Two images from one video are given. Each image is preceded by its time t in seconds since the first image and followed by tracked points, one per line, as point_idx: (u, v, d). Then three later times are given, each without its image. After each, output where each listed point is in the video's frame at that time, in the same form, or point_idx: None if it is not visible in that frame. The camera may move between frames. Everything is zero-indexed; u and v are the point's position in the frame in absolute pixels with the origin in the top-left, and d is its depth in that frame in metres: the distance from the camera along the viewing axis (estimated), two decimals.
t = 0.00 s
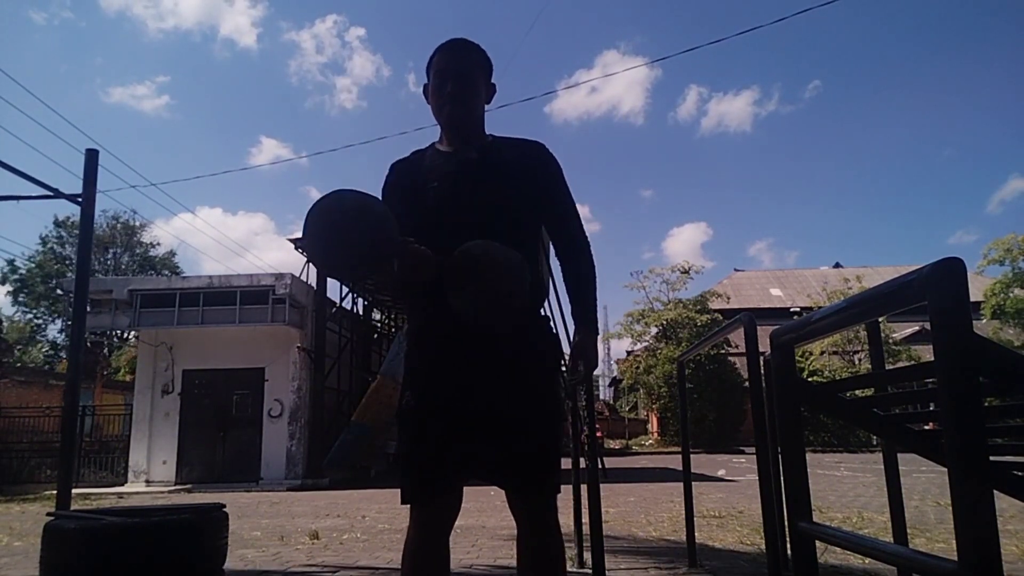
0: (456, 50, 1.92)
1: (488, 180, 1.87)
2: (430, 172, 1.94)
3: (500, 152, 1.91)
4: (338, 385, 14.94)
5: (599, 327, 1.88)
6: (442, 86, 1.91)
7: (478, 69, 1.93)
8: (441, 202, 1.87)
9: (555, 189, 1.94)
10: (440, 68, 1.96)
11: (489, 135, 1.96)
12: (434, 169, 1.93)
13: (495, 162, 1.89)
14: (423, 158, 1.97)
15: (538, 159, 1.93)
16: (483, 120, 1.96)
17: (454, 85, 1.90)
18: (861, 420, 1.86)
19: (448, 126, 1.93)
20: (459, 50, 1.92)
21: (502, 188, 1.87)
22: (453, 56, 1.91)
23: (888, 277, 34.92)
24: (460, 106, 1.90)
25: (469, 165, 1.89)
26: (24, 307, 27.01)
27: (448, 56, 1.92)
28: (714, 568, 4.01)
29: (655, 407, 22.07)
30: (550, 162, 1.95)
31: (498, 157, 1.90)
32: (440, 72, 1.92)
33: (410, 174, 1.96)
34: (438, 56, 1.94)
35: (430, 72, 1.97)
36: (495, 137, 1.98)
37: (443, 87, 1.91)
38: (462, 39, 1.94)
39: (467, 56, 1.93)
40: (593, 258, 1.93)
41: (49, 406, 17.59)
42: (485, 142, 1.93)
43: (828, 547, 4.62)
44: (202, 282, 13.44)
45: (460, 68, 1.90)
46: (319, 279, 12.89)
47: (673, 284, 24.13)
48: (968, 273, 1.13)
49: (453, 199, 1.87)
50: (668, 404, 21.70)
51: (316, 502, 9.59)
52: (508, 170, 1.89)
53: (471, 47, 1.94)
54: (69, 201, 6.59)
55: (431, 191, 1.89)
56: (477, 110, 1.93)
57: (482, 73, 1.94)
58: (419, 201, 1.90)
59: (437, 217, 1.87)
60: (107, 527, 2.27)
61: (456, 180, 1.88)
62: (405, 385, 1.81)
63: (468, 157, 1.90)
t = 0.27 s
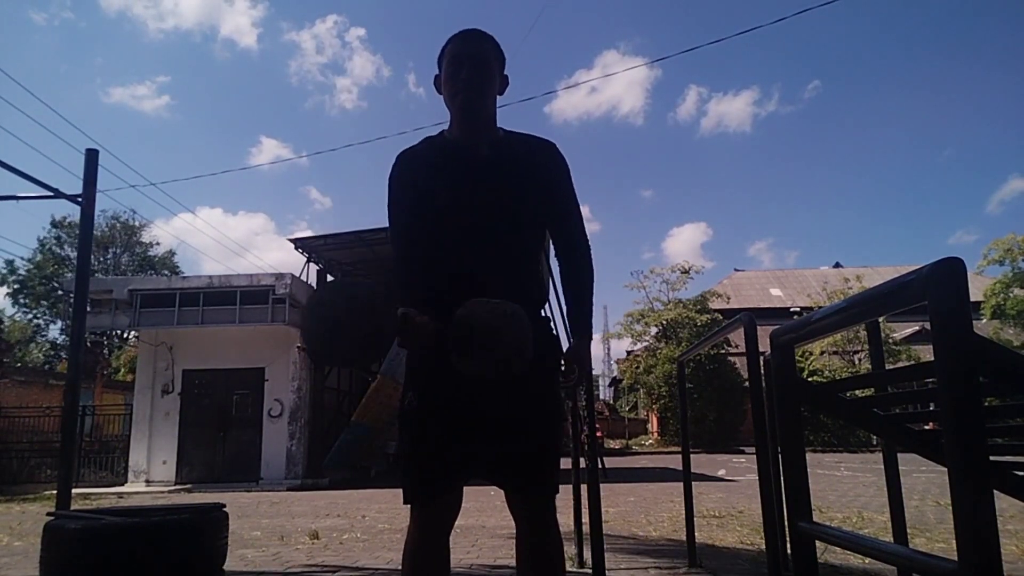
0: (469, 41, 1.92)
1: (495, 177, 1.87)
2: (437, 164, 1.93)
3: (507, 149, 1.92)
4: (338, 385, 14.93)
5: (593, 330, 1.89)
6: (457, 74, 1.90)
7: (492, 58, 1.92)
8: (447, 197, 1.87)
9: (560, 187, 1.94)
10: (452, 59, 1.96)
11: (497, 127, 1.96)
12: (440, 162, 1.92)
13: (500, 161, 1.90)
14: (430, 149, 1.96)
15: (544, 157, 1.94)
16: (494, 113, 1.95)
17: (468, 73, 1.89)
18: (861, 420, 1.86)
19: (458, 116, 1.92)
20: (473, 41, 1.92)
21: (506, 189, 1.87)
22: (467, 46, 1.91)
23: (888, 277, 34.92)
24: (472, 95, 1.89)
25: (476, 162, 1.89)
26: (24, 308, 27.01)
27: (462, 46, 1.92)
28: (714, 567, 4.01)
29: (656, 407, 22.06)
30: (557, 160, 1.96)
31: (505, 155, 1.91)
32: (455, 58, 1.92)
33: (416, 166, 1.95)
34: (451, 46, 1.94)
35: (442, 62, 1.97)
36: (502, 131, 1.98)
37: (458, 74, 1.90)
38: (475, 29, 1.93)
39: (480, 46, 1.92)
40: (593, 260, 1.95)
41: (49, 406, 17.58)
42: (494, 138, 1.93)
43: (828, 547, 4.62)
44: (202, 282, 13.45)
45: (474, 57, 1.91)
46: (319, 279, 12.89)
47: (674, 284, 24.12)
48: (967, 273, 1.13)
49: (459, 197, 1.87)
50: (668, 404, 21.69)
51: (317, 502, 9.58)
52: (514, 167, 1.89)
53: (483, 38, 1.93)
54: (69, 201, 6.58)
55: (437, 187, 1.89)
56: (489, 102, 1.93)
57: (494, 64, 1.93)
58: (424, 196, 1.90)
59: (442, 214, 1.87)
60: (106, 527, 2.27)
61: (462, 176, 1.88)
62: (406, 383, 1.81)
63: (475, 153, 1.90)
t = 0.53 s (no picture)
0: (481, 34, 1.85)
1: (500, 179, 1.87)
2: (442, 160, 1.92)
3: (514, 151, 1.92)
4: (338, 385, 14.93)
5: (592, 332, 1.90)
6: (469, 65, 1.85)
7: (504, 51, 1.86)
8: (454, 194, 1.86)
9: (563, 190, 1.95)
10: (462, 51, 1.89)
11: (505, 125, 1.94)
12: (445, 159, 1.91)
13: (506, 162, 1.89)
14: (437, 146, 1.94)
15: (549, 160, 1.94)
16: (502, 110, 1.92)
17: (481, 65, 1.83)
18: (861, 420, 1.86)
19: (468, 110, 1.88)
20: (484, 32, 1.86)
21: (510, 191, 1.87)
22: (478, 39, 1.84)
23: (888, 277, 34.91)
24: (483, 90, 1.84)
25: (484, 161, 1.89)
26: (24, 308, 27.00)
27: (473, 38, 1.86)
28: (714, 567, 4.01)
29: (656, 407, 22.06)
30: (563, 163, 1.97)
31: (510, 157, 1.90)
32: (465, 52, 1.85)
33: (422, 162, 1.93)
34: (462, 37, 1.88)
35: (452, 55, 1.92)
36: (510, 129, 1.97)
37: (470, 66, 1.84)
38: (487, 22, 1.88)
39: (491, 39, 1.87)
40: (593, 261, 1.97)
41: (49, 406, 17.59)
42: (501, 138, 1.91)
43: (829, 547, 4.62)
44: (202, 283, 13.46)
45: (486, 50, 1.84)
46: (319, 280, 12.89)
47: (674, 284, 24.11)
48: (969, 273, 1.13)
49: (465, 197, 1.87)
50: (668, 404, 21.69)
51: (316, 502, 9.58)
52: (518, 168, 1.90)
53: (495, 31, 1.88)
54: (69, 201, 6.58)
55: (443, 184, 1.89)
56: (500, 96, 1.89)
57: (504, 56, 1.86)
58: (430, 192, 1.89)
59: (447, 211, 1.87)
60: (105, 526, 2.25)
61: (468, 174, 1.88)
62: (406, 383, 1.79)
63: (483, 151, 1.89)
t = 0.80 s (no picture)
0: (481, 37, 1.87)
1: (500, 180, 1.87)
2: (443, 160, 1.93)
3: (515, 149, 1.92)
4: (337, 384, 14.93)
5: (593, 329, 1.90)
6: (468, 66, 1.86)
7: (501, 51, 1.87)
8: (453, 196, 1.87)
9: (565, 188, 1.95)
10: (463, 52, 1.89)
11: (506, 125, 1.94)
12: (445, 159, 1.92)
13: (505, 162, 1.89)
14: (436, 146, 1.95)
15: (550, 158, 1.95)
16: (502, 112, 1.92)
17: (480, 66, 1.84)
18: (860, 420, 1.86)
19: (468, 111, 1.88)
20: (482, 34, 1.88)
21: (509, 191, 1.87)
22: (477, 40, 1.86)
23: (888, 277, 34.91)
24: (483, 91, 1.85)
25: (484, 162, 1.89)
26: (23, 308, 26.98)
27: (472, 39, 1.87)
28: (714, 567, 4.01)
29: (655, 407, 22.06)
30: (564, 164, 1.97)
31: (510, 158, 1.90)
32: (465, 53, 1.85)
33: (422, 162, 1.94)
34: (462, 39, 1.89)
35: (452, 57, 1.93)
36: (510, 129, 1.97)
37: (469, 68, 1.86)
38: (486, 23, 1.89)
39: (491, 40, 1.87)
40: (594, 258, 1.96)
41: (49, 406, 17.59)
42: (502, 139, 1.92)
43: (828, 547, 4.62)
44: (201, 282, 13.46)
45: (486, 52, 1.85)
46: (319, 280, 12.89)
47: (674, 284, 24.11)
48: (968, 273, 1.13)
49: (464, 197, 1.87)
50: (668, 404, 21.70)
51: (316, 503, 9.59)
52: (518, 166, 1.90)
53: (493, 32, 1.89)
54: (69, 201, 6.58)
55: (442, 184, 1.90)
56: (500, 97, 1.90)
57: (503, 59, 1.88)
58: (430, 192, 1.90)
59: (447, 211, 1.87)
60: (104, 526, 2.24)
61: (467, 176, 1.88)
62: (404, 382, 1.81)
63: (483, 152, 1.90)
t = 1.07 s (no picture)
0: (478, 46, 1.88)
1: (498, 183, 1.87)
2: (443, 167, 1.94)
3: (515, 152, 1.92)
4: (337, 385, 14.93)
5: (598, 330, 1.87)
6: (464, 77, 1.87)
7: (500, 60, 1.89)
8: (451, 201, 1.87)
9: (566, 189, 1.93)
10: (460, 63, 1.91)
11: (504, 131, 1.95)
12: (443, 165, 1.93)
13: (503, 164, 1.89)
14: (437, 154, 1.96)
15: (551, 161, 1.93)
16: (501, 118, 1.94)
17: (477, 76, 1.85)
18: (860, 420, 1.86)
19: (468, 120, 1.90)
20: (481, 43, 1.89)
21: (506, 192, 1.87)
22: (474, 49, 1.87)
23: (888, 277, 34.90)
24: (481, 101, 1.86)
25: (481, 166, 1.89)
26: (23, 308, 26.98)
27: (469, 49, 1.88)
28: (714, 567, 4.01)
29: (655, 407, 22.06)
30: (563, 165, 1.95)
31: (508, 160, 1.90)
32: (462, 62, 1.87)
33: (422, 169, 1.95)
34: (460, 49, 1.91)
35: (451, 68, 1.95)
36: (509, 134, 1.97)
37: (466, 78, 1.87)
38: (484, 33, 1.91)
39: (489, 49, 1.89)
40: (598, 256, 1.93)
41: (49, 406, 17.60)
42: (501, 144, 1.92)
43: (829, 547, 4.62)
44: (202, 282, 13.47)
45: (483, 61, 1.86)
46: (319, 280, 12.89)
47: (674, 284, 24.11)
48: (968, 274, 1.13)
49: (462, 200, 1.87)
50: (668, 404, 21.70)
51: (316, 503, 9.59)
52: (517, 169, 1.89)
53: (490, 41, 1.90)
54: (69, 201, 6.58)
55: (441, 189, 1.90)
56: (498, 106, 1.91)
57: (501, 69, 1.89)
58: (429, 197, 1.91)
59: (445, 215, 1.88)
60: (104, 527, 2.24)
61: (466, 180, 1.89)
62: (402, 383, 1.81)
63: (481, 157, 1.90)
